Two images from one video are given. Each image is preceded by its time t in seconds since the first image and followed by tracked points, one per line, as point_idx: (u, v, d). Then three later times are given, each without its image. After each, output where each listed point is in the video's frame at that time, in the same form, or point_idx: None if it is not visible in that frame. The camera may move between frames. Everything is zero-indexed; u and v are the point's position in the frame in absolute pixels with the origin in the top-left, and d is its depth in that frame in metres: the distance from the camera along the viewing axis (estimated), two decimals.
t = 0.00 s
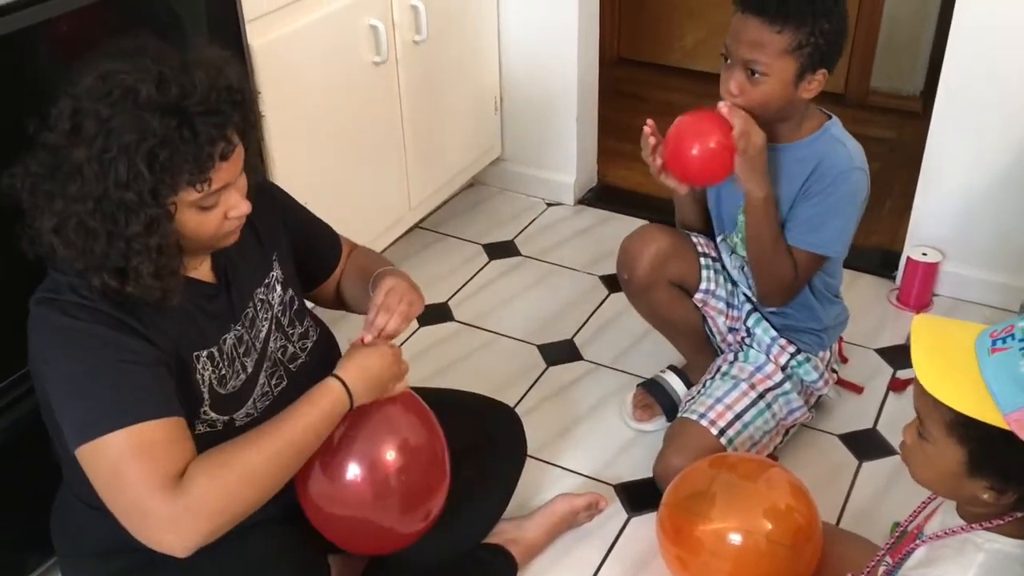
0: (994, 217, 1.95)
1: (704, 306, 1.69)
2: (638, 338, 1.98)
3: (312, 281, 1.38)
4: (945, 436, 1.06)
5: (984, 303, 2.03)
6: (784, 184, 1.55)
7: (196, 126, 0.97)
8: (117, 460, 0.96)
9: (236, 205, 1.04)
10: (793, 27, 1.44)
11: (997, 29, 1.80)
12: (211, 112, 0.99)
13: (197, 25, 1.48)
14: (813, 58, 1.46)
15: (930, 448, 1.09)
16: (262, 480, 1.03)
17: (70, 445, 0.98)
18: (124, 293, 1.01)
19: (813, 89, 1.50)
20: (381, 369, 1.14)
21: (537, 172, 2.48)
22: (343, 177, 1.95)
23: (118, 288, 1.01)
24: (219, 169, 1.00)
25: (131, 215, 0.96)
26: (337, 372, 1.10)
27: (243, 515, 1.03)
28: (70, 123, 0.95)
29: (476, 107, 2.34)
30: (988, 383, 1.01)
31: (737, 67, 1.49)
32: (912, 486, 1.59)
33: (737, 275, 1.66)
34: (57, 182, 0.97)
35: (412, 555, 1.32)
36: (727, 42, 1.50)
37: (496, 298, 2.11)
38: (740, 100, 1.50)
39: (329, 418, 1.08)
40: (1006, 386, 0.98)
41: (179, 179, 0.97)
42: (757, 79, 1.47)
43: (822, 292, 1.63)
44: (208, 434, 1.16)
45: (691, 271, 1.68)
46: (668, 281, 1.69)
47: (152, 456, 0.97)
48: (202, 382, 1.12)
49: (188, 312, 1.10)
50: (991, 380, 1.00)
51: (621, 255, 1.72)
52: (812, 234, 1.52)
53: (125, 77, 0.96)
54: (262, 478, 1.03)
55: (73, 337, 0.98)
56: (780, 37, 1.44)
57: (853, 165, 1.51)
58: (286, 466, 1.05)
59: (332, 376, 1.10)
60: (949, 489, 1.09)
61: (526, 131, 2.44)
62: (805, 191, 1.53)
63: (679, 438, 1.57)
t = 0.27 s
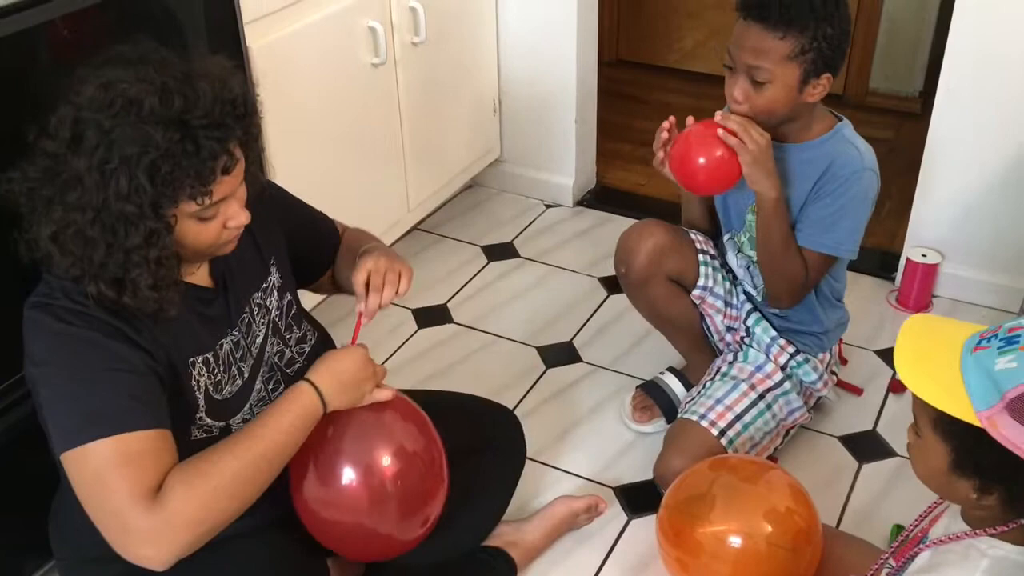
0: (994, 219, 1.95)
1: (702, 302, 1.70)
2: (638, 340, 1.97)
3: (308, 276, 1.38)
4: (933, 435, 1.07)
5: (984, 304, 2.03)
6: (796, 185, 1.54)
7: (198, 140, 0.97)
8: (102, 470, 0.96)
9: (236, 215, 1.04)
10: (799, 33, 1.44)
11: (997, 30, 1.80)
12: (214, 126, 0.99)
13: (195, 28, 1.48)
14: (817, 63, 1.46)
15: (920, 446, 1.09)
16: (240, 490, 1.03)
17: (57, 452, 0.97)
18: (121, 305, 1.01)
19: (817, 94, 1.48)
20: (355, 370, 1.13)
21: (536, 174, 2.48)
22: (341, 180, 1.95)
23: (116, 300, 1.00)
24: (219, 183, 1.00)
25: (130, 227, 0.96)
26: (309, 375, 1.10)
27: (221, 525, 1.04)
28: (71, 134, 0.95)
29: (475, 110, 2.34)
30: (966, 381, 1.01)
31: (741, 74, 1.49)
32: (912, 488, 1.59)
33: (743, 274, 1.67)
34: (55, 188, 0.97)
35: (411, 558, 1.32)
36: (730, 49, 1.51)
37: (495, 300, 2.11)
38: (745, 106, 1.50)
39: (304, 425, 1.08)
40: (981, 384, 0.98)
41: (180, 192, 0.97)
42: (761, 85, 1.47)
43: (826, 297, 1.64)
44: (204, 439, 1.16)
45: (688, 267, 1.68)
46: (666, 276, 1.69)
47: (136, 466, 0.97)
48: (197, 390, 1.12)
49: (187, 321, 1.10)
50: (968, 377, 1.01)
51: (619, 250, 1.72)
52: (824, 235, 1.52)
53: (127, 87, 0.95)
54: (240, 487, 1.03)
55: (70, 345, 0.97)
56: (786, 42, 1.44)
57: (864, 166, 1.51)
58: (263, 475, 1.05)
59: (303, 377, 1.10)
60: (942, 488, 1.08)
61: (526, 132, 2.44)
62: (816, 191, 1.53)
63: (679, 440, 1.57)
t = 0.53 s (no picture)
0: (995, 216, 1.95)
1: (703, 302, 1.70)
2: (638, 338, 1.97)
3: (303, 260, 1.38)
4: (931, 435, 1.07)
5: (985, 302, 2.03)
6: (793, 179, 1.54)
7: (196, 141, 0.97)
8: (73, 468, 0.94)
9: (234, 215, 1.03)
10: (805, 26, 1.43)
11: (998, 27, 1.79)
12: (212, 127, 0.98)
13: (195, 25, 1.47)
14: (821, 57, 1.46)
15: (918, 446, 1.09)
16: (205, 512, 0.99)
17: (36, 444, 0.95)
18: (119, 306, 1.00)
19: (820, 89, 1.49)
20: (344, 394, 1.09)
21: (536, 172, 2.47)
22: (341, 177, 1.94)
23: (115, 300, 1.00)
24: (217, 183, 1.00)
25: (128, 229, 0.96)
26: (299, 408, 1.06)
27: (181, 543, 1.00)
28: (66, 136, 0.94)
29: (475, 107, 2.33)
30: (970, 382, 1.00)
31: (745, 67, 1.49)
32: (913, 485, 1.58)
33: (742, 272, 1.66)
34: (52, 189, 0.96)
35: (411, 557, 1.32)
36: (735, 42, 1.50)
37: (496, 298, 2.10)
38: (748, 98, 1.49)
39: (282, 456, 1.04)
40: (987, 385, 0.98)
41: (176, 194, 0.97)
42: (765, 77, 1.47)
43: (825, 289, 1.63)
44: (202, 437, 1.16)
45: (688, 268, 1.68)
46: (665, 276, 1.69)
47: (106, 469, 0.94)
48: (194, 387, 1.11)
49: (184, 319, 1.10)
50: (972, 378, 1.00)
51: (618, 250, 1.71)
52: (823, 227, 1.51)
53: (124, 88, 0.95)
54: (205, 509, 0.99)
55: (64, 344, 0.97)
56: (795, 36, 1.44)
57: (862, 155, 1.50)
58: (231, 499, 1.01)
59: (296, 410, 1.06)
60: (942, 489, 1.08)
61: (526, 130, 2.44)
62: (813, 182, 1.52)
63: (679, 439, 1.56)
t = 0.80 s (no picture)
0: (996, 212, 1.94)
1: (706, 302, 1.70)
2: (639, 334, 1.97)
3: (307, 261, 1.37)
4: (932, 432, 1.06)
5: (986, 298, 2.03)
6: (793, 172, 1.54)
7: (182, 129, 0.96)
8: (74, 449, 0.92)
9: (225, 205, 1.03)
10: (808, 17, 1.44)
11: (1000, 22, 1.79)
12: (198, 116, 0.98)
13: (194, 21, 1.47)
14: (823, 49, 1.47)
15: (914, 441, 1.08)
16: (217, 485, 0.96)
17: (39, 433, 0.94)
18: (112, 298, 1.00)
19: (819, 82, 1.49)
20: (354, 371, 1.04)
21: (537, 168, 2.47)
22: (341, 173, 1.94)
23: (107, 292, 0.99)
24: (206, 171, 0.99)
25: (117, 220, 0.96)
26: (309, 384, 1.02)
27: (193, 519, 0.97)
28: (53, 128, 0.94)
29: (475, 103, 2.33)
30: (982, 382, 1.00)
31: (746, 58, 1.48)
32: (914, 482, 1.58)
33: (744, 271, 1.66)
34: (42, 182, 0.96)
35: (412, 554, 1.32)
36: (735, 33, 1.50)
37: (496, 294, 2.10)
38: (749, 90, 1.49)
39: (296, 429, 1.00)
40: (1000, 388, 0.98)
41: (165, 183, 0.96)
42: (768, 68, 1.46)
43: (828, 284, 1.63)
44: (198, 428, 1.15)
45: (692, 268, 1.68)
46: (669, 277, 1.69)
47: (108, 446, 0.93)
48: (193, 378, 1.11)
49: (178, 309, 1.09)
50: (983, 378, 1.00)
51: (623, 251, 1.71)
52: (823, 220, 1.51)
53: (108, 78, 0.94)
54: (215, 482, 0.96)
55: (58, 333, 0.96)
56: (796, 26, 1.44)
57: (861, 145, 1.50)
58: (244, 472, 0.98)
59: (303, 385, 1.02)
60: (934, 485, 1.08)
61: (527, 126, 2.43)
62: (811, 176, 1.52)
63: (681, 436, 1.57)
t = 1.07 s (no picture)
0: (997, 209, 1.94)
1: (705, 299, 1.70)
2: (640, 331, 1.97)
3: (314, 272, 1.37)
4: (934, 427, 1.05)
5: (986, 295, 2.03)
6: (795, 172, 1.53)
7: (174, 117, 0.96)
8: (83, 436, 0.93)
9: (225, 194, 1.02)
10: (814, 10, 1.44)
11: (1001, 19, 1.78)
12: (190, 103, 0.98)
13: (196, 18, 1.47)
14: (827, 46, 1.47)
15: (911, 435, 1.07)
16: (231, 466, 0.98)
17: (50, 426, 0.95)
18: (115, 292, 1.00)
19: (822, 80, 1.49)
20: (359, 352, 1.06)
21: (538, 165, 2.47)
22: (342, 169, 1.94)
23: (108, 284, 0.99)
24: (201, 158, 0.99)
25: (114, 211, 0.95)
26: (315, 364, 1.05)
27: (207, 503, 0.98)
28: (49, 121, 0.94)
29: (476, 99, 2.32)
30: (996, 377, 0.98)
31: (752, 52, 1.47)
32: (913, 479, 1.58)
33: (745, 272, 1.65)
34: (41, 177, 0.96)
35: (413, 550, 1.32)
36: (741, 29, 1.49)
37: (497, 291, 2.10)
38: (754, 84, 1.48)
39: (305, 410, 1.02)
40: (1016, 383, 0.96)
41: (160, 171, 0.96)
42: (773, 62, 1.46)
43: (830, 284, 1.63)
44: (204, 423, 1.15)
45: (693, 267, 1.68)
46: (669, 274, 1.69)
47: (117, 432, 0.93)
48: (198, 375, 1.11)
49: (179, 301, 1.09)
50: (999, 373, 0.98)
51: (622, 247, 1.71)
52: (824, 223, 1.51)
53: (101, 69, 0.94)
54: (228, 464, 0.97)
55: (60, 326, 0.97)
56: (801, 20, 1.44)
57: (859, 145, 1.50)
58: (256, 453, 0.99)
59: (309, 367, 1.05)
60: (929, 480, 1.08)
61: (528, 123, 2.43)
62: (811, 178, 1.52)
63: (682, 434, 1.57)
